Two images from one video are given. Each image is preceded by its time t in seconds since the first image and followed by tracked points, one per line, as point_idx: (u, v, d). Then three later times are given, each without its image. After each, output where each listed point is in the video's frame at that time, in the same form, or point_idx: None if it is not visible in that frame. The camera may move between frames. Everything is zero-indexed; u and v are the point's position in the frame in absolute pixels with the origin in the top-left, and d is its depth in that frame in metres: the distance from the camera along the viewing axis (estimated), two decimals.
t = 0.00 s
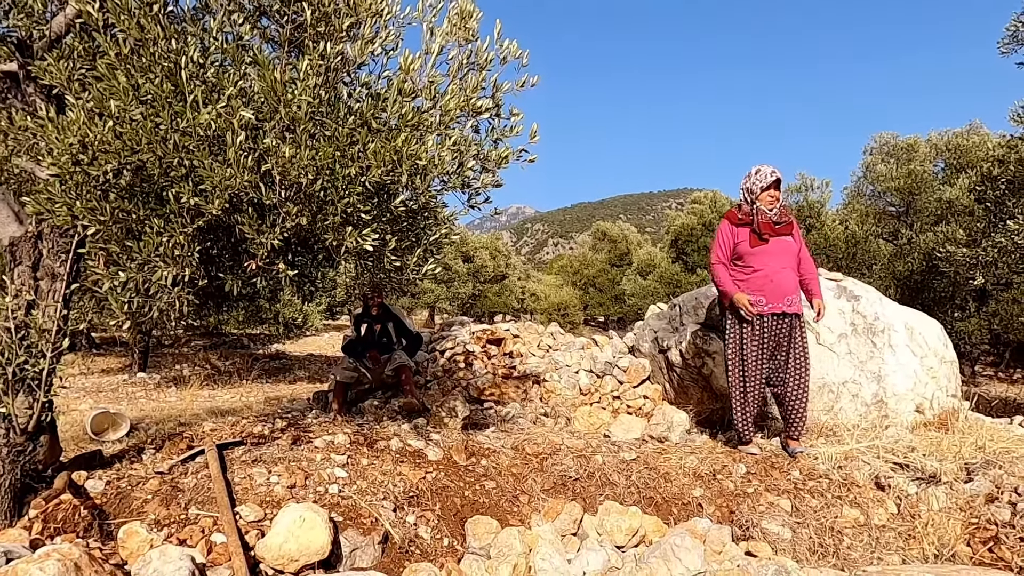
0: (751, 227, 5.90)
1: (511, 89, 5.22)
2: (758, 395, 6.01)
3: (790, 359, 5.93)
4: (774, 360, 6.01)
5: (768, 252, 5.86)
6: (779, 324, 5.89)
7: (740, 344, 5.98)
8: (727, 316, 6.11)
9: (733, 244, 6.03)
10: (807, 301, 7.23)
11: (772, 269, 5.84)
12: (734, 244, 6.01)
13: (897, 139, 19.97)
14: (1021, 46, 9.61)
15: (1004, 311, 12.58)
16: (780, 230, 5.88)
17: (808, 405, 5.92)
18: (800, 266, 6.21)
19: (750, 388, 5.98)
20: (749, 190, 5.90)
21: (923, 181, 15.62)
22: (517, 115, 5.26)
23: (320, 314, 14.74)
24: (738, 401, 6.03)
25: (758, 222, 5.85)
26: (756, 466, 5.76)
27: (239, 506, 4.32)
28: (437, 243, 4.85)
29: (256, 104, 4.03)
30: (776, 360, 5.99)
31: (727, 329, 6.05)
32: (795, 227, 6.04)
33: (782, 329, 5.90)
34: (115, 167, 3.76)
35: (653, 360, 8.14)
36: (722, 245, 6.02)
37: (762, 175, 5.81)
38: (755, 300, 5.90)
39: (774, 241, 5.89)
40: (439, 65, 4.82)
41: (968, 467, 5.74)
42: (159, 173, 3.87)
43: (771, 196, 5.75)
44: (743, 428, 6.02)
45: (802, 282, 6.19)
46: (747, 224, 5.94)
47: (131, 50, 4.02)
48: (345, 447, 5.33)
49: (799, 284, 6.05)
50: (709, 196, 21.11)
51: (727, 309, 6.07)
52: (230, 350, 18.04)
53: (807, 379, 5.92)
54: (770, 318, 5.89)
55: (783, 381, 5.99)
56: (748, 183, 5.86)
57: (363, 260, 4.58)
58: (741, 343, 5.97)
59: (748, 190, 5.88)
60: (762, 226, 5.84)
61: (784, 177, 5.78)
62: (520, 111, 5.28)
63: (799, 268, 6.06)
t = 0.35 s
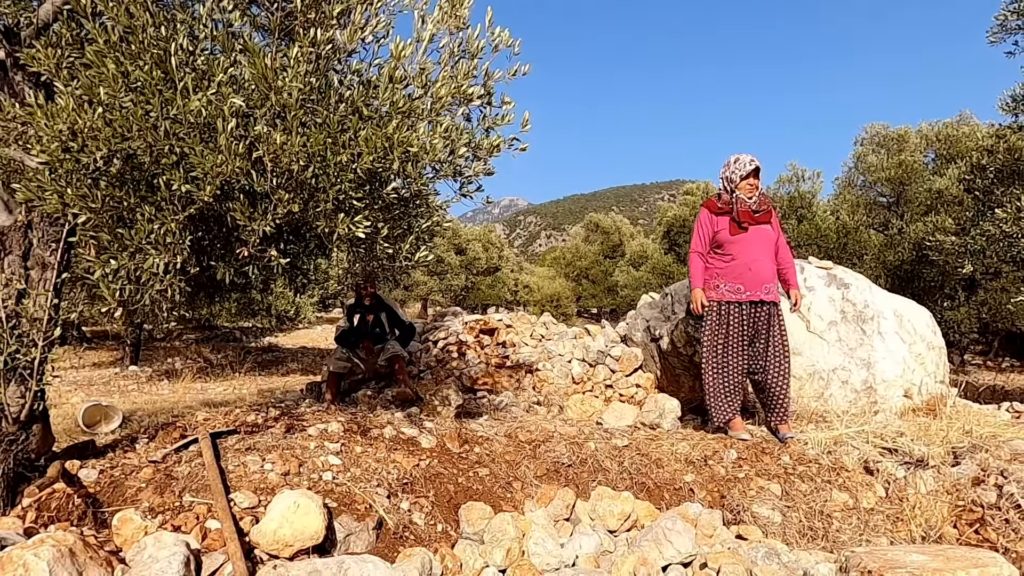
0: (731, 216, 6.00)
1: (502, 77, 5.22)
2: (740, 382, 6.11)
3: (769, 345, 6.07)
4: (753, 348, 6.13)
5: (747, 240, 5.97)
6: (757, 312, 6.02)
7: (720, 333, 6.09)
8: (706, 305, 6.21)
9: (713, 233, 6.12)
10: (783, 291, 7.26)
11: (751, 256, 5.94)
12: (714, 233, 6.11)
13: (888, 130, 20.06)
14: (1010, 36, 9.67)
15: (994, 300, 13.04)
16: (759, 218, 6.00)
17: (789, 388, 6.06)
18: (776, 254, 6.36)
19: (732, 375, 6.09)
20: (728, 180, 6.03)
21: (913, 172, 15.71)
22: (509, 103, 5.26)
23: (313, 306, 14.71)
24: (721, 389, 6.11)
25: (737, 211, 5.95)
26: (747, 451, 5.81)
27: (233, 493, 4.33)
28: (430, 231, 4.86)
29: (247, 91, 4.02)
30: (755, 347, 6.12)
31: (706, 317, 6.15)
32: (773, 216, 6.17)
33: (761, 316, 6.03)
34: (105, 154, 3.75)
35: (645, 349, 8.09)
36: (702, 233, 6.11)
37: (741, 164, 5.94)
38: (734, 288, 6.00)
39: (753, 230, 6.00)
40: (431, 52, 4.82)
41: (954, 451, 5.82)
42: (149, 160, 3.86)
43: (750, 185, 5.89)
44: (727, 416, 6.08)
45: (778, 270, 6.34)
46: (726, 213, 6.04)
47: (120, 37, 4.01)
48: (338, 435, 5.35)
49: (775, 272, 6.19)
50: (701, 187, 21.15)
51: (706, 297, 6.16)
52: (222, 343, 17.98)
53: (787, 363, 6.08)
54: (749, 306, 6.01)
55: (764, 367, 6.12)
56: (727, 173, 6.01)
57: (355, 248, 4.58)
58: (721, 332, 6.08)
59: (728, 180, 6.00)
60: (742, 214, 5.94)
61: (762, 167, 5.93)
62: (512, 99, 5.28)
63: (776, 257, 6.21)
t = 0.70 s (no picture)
0: (725, 217, 5.99)
1: (505, 77, 5.21)
2: (738, 383, 6.13)
3: (766, 346, 6.08)
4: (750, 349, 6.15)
5: (742, 241, 5.97)
6: (752, 312, 6.04)
7: (716, 334, 6.12)
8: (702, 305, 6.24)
9: (707, 233, 6.12)
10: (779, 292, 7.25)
11: (745, 257, 5.95)
12: (708, 233, 6.10)
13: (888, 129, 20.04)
14: (1010, 35, 9.65)
15: (994, 299, 12.95)
16: (754, 219, 5.98)
17: (788, 388, 6.06)
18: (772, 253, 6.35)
19: (729, 376, 6.12)
20: (723, 180, 6.00)
21: (912, 171, 15.72)
22: (511, 103, 5.25)
23: (312, 305, 14.69)
24: (719, 390, 6.14)
25: (732, 212, 5.93)
26: (748, 452, 5.80)
27: (235, 495, 4.33)
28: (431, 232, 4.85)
29: (248, 92, 4.00)
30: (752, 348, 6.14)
31: (702, 319, 6.18)
32: (768, 216, 6.15)
33: (756, 317, 6.05)
34: (106, 155, 3.73)
35: (646, 349, 8.08)
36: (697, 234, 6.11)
37: (736, 165, 5.91)
38: (729, 289, 6.01)
39: (747, 230, 5.99)
40: (433, 52, 4.81)
41: (955, 451, 5.82)
42: (152, 162, 3.85)
43: (745, 186, 5.85)
44: (726, 417, 6.11)
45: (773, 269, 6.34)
46: (721, 213, 6.02)
47: (121, 38, 4.00)
48: (340, 436, 5.34)
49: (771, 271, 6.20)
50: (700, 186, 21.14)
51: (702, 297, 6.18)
52: (221, 342, 17.96)
53: (784, 363, 6.09)
54: (744, 306, 6.04)
55: (762, 367, 6.13)
56: (721, 173, 5.99)
57: (357, 249, 4.57)
58: (718, 334, 6.11)
59: (723, 180, 5.97)
60: (737, 216, 5.92)
61: (757, 167, 5.90)
62: (514, 99, 5.27)
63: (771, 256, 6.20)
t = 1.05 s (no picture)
0: (729, 217, 5.98)
1: (511, 77, 5.20)
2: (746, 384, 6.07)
3: (773, 346, 6.04)
4: (757, 348, 6.11)
5: (747, 241, 5.96)
6: (759, 313, 6.01)
7: (723, 335, 6.07)
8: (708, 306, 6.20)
9: (711, 234, 6.10)
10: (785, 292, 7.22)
11: (751, 256, 5.94)
12: (713, 234, 6.09)
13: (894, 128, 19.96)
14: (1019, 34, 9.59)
15: (1002, 300, 12.71)
16: (758, 219, 5.97)
17: (795, 389, 6.05)
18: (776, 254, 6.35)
19: (737, 377, 6.06)
20: (727, 180, 5.99)
21: (919, 171, 15.65)
22: (518, 103, 5.24)
23: (318, 306, 14.71)
24: (727, 391, 6.08)
25: (736, 212, 5.93)
26: (757, 453, 5.76)
27: (243, 496, 4.32)
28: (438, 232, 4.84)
29: (256, 93, 4.00)
30: (759, 348, 6.10)
31: (708, 319, 6.12)
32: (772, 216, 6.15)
33: (763, 317, 6.00)
34: (114, 157, 3.73)
35: (653, 350, 8.08)
36: (702, 235, 6.10)
37: (740, 165, 5.91)
38: (736, 289, 5.99)
39: (752, 230, 5.98)
40: (440, 52, 4.79)
41: (967, 453, 5.75)
42: (159, 163, 3.84)
43: (750, 185, 5.86)
44: (735, 418, 6.04)
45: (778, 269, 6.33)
46: (725, 214, 6.02)
47: (129, 39, 4.00)
48: (347, 437, 5.33)
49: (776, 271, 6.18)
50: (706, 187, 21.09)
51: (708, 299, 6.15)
52: (227, 344, 18.00)
53: (791, 363, 6.07)
54: (751, 307, 6.01)
55: (769, 368, 6.10)
56: (724, 174, 5.99)
57: (364, 250, 4.56)
58: (724, 334, 6.07)
59: (727, 181, 5.97)
60: (742, 216, 5.91)
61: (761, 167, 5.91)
62: (521, 99, 5.25)
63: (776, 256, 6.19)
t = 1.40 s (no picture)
0: (733, 216, 5.98)
1: (515, 77, 5.20)
2: (750, 384, 6.06)
3: (777, 345, 6.02)
4: (762, 348, 6.09)
5: (751, 240, 5.95)
6: (764, 312, 5.99)
7: (727, 334, 6.08)
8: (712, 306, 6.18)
9: (715, 233, 6.10)
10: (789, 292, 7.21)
11: (755, 255, 5.93)
12: (716, 234, 6.08)
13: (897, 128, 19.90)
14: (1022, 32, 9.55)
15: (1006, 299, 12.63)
16: (762, 218, 5.97)
17: (800, 389, 6.00)
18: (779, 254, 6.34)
19: (740, 376, 6.06)
20: (731, 180, 5.98)
21: (922, 170, 15.60)
22: (522, 103, 5.23)
23: (321, 308, 14.72)
24: (731, 390, 6.08)
25: (741, 211, 5.92)
26: (762, 454, 5.74)
27: (247, 498, 4.32)
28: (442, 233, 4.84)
29: (260, 94, 4.00)
30: (764, 347, 6.08)
31: (713, 319, 6.13)
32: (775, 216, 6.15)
33: (768, 316, 5.99)
34: (118, 158, 3.73)
35: (656, 351, 8.07)
36: (705, 234, 6.09)
37: (743, 164, 5.93)
38: (740, 288, 5.97)
39: (756, 229, 5.98)
40: (443, 53, 4.79)
41: (973, 453, 5.72)
42: (163, 164, 3.84)
43: (755, 183, 5.86)
44: (738, 418, 6.03)
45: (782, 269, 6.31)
46: (729, 213, 6.01)
47: (132, 41, 4.02)
48: (351, 439, 5.33)
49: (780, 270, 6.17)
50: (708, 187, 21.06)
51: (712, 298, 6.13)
52: (231, 345, 18.04)
53: (796, 363, 6.03)
54: (755, 306, 5.99)
55: (774, 367, 6.07)
56: (727, 173, 6.00)
57: (368, 251, 4.56)
58: (728, 333, 6.07)
59: (731, 180, 5.96)
60: (746, 214, 5.90)
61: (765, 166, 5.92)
62: (524, 100, 5.25)
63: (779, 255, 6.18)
